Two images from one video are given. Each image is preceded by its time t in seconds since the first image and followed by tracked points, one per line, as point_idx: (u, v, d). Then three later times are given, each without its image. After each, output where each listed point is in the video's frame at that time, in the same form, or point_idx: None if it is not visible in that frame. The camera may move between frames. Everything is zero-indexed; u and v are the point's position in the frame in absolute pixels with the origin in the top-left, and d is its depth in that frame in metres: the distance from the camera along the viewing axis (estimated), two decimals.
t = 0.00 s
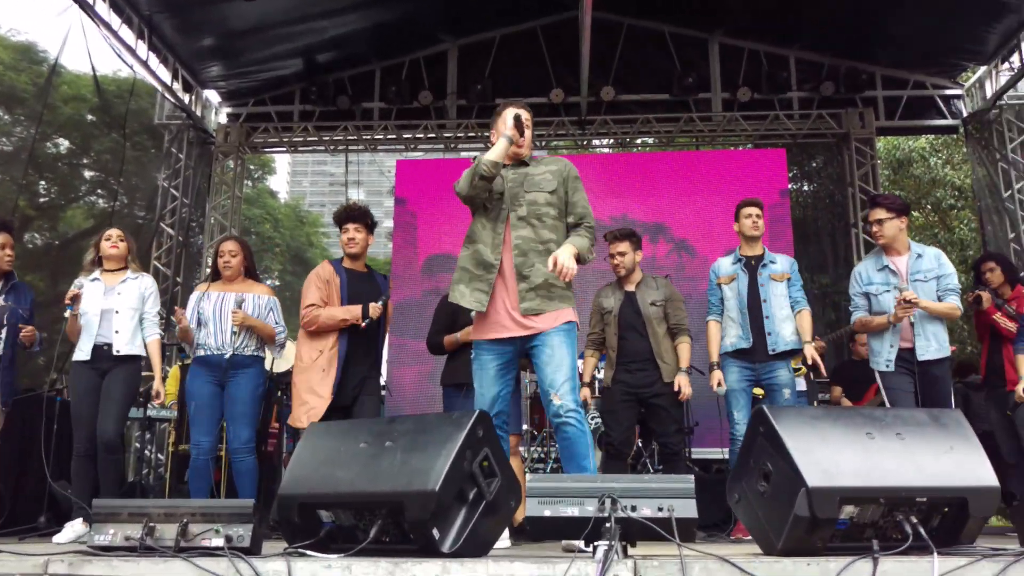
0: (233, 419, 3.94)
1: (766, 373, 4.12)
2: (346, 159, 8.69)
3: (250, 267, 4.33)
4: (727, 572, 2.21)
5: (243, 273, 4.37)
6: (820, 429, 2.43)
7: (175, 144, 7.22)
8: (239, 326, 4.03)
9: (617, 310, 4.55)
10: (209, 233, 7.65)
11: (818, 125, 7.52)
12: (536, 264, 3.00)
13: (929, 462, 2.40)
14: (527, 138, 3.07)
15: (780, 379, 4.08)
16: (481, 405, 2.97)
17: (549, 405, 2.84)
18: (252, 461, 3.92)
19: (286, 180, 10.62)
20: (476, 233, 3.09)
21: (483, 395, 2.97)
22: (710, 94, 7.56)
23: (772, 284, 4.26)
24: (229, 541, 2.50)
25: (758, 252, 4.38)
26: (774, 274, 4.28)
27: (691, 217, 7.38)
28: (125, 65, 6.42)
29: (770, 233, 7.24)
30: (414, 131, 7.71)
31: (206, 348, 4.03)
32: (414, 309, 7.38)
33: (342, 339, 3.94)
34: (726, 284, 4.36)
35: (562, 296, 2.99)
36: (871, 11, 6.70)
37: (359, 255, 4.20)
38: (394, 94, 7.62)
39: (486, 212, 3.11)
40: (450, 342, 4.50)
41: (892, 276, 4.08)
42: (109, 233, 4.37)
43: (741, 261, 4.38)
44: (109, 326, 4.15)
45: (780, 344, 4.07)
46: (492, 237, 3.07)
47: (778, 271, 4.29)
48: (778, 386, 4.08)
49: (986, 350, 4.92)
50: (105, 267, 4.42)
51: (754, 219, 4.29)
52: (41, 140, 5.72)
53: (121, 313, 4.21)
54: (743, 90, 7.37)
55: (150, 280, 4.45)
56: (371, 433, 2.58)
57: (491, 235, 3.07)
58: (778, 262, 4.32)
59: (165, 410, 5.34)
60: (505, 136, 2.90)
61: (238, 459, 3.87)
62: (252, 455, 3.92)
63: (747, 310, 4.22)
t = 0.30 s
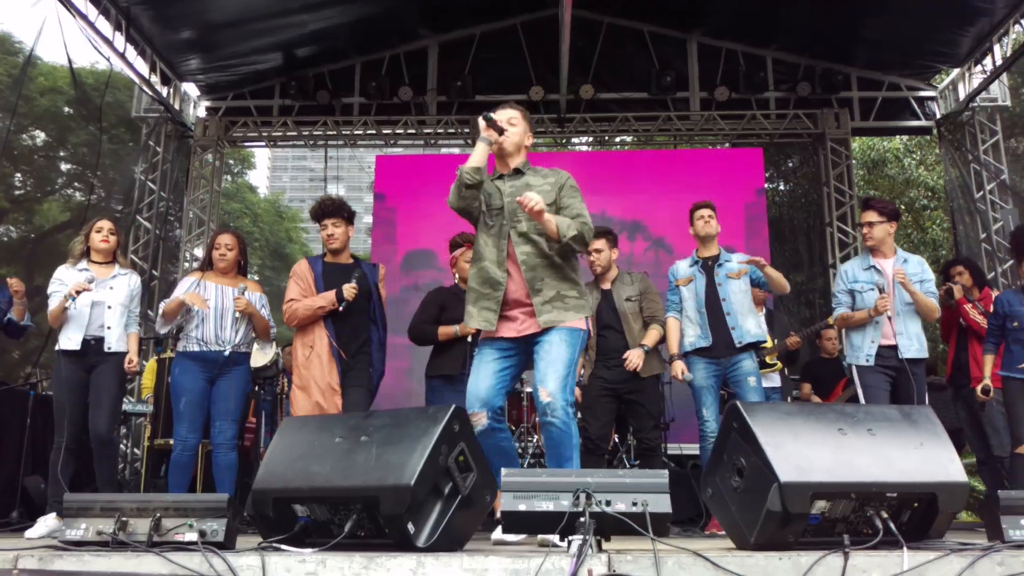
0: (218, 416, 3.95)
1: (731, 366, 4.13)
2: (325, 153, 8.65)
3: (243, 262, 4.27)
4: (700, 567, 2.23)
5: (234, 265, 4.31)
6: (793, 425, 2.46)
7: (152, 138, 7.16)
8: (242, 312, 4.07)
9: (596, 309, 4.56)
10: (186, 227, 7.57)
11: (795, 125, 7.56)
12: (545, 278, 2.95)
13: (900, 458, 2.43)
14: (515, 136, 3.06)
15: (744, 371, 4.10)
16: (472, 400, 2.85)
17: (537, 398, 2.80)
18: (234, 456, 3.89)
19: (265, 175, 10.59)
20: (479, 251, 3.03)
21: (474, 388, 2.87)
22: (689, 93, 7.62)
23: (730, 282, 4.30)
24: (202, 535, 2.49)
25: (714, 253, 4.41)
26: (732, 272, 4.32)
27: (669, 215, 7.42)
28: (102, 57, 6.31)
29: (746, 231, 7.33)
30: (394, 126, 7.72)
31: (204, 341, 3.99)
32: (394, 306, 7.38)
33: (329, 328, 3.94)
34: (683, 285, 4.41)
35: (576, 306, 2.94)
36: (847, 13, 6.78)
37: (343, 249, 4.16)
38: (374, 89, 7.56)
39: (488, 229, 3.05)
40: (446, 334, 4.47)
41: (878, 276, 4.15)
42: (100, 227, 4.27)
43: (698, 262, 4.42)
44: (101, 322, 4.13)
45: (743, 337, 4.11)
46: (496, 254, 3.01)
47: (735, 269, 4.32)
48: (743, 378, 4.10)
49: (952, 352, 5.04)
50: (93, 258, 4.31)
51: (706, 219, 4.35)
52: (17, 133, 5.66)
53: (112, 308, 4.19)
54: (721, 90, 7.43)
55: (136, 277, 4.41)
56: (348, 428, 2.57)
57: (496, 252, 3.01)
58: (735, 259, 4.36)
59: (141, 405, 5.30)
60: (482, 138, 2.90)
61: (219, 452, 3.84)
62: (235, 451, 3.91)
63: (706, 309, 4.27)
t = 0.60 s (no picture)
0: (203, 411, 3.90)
1: (709, 356, 4.13)
2: (307, 146, 8.58)
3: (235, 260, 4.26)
4: (679, 563, 2.22)
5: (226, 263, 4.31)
6: (771, 421, 2.45)
7: (130, 128, 7.07)
8: (235, 311, 4.05)
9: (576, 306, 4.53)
10: (165, 220, 7.50)
11: (778, 121, 7.57)
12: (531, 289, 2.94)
13: (878, 455, 2.43)
14: (499, 132, 3.08)
15: (719, 363, 4.11)
16: (469, 408, 2.79)
17: (525, 392, 2.75)
18: (218, 452, 3.88)
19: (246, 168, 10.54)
20: (457, 255, 2.99)
21: (469, 399, 2.82)
22: (672, 89, 7.63)
23: (708, 270, 4.33)
24: (176, 532, 2.46)
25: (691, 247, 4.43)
26: (708, 260, 4.34)
27: (653, 211, 7.42)
28: (80, 47, 6.17)
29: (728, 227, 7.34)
30: (376, 120, 7.64)
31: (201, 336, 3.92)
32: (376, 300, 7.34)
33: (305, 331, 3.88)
34: (664, 275, 4.39)
35: (568, 315, 2.94)
36: (830, 11, 6.80)
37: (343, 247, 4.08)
38: (356, 81, 7.50)
39: (469, 235, 3.01)
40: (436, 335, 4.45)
41: (862, 281, 4.23)
42: (93, 226, 4.25)
43: (677, 254, 4.43)
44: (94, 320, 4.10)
45: (735, 325, 4.15)
46: (472, 260, 2.97)
47: (710, 257, 4.35)
48: (716, 370, 4.10)
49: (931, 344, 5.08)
50: (88, 259, 4.33)
51: (688, 210, 4.37)
52: None
53: (106, 308, 4.20)
54: (704, 85, 7.44)
55: (133, 278, 4.41)
56: (324, 423, 2.53)
57: (473, 259, 2.97)
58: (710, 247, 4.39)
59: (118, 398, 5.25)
60: (456, 138, 2.94)
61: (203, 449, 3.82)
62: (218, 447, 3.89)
63: (686, 300, 4.26)
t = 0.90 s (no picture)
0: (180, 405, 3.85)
1: (688, 351, 4.17)
2: (290, 140, 8.53)
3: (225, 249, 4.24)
4: (658, 559, 2.23)
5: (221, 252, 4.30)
6: (751, 417, 2.46)
7: (112, 121, 7.01)
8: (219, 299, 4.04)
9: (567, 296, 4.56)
10: (147, 213, 7.45)
11: (761, 119, 7.64)
12: (517, 264, 2.95)
13: (857, 450, 2.45)
14: (483, 113, 3.05)
15: (700, 352, 4.14)
16: (456, 397, 2.81)
17: (505, 378, 2.75)
18: (194, 449, 3.83)
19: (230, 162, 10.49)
20: (447, 227, 2.99)
21: (454, 388, 2.83)
22: (657, 85, 7.64)
23: (687, 271, 4.36)
24: (154, 527, 2.44)
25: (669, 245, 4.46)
26: (688, 261, 4.38)
27: (637, 207, 7.43)
28: (62, 38, 6.11)
29: (713, 224, 7.35)
30: (361, 113, 7.68)
31: (176, 324, 3.93)
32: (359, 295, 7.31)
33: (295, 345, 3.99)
34: (642, 278, 4.40)
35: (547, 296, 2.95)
36: (814, 9, 6.83)
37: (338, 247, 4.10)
38: (341, 75, 7.46)
39: (457, 208, 3.01)
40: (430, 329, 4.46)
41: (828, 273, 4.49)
42: (80, 214, 4.26)
43: (653, 253, 4.46)
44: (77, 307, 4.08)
45: (710, 326, 4.15)
46: (463, 232, 2.97)
47: (691, 258, 4.39)
48: (698, 358, 4.13)
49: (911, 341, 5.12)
50: (77, 251, 4.34)
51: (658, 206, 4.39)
52: None
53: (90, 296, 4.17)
54: (688, 82, 7.45)
55: (123, 264, 4.38)
56: (305, 418, 2.52)
57: (464, 231, 2.97)
58: (689, 247, 4.43)
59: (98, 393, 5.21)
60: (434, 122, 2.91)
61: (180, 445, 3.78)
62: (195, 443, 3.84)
63: (665, 301, 4.28)
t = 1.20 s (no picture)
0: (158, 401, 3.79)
1: (674, 351, 4.20)
2: (274, 134, 8.49)
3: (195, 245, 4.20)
4: (639, 555, 2.24)
5: (195, 250, 4.26)
6: (733, 414, 2.48)
7: (93, 114, 6.94)
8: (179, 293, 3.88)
9: (552, 291, 4.58)
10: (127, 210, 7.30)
11: (746, 117, 7.63)
12: (497, 270, 2.92)
13: (837, 447, 2.47)
14: (461, 120, 3.04)
15: (685, 355, 4.18)
16: (433, 396, 2.80)
17: (487, 380, 2.75)
18: (174, 447, 3.78)
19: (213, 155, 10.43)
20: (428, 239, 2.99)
21: (431, 388, 2.82)
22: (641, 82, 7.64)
23: (677, 279, 4.37)
24: (134, 523, 2.43)
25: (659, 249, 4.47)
26: (678, 269, 4.40)
27: (622, 204, 7.44)
28: (41, 29, 6.05)
29: (696, 222, 7.38)
30: (345, 108, 7.62)
31: (144, 322, 3.92)
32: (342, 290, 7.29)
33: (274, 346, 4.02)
34: (630, 281, 4.40)
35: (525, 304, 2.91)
36: (797, 9, 6.86)
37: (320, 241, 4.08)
38: (324, 70, 7.43)
39: (437, 219, 3.00)
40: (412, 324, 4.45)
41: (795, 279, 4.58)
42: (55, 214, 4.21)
43: (644, 257, 4.44)
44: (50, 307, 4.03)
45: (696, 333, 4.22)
46: (445, 241, 2.96)
47: (681, 265, 4.40)
48: (683, 361, 4.17)
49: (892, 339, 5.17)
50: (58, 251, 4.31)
51: (659, 212, 4.37)
52: None
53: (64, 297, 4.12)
54: (673, 80, 7.47)
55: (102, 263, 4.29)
56: (287, 415, 2.51)
57: (445, 241, 2.96)
58: (678, 255, 4.43)
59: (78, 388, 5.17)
60: (404, 135, 2.93)
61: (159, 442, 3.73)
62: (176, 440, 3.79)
63: (654, 308, 4.27)
